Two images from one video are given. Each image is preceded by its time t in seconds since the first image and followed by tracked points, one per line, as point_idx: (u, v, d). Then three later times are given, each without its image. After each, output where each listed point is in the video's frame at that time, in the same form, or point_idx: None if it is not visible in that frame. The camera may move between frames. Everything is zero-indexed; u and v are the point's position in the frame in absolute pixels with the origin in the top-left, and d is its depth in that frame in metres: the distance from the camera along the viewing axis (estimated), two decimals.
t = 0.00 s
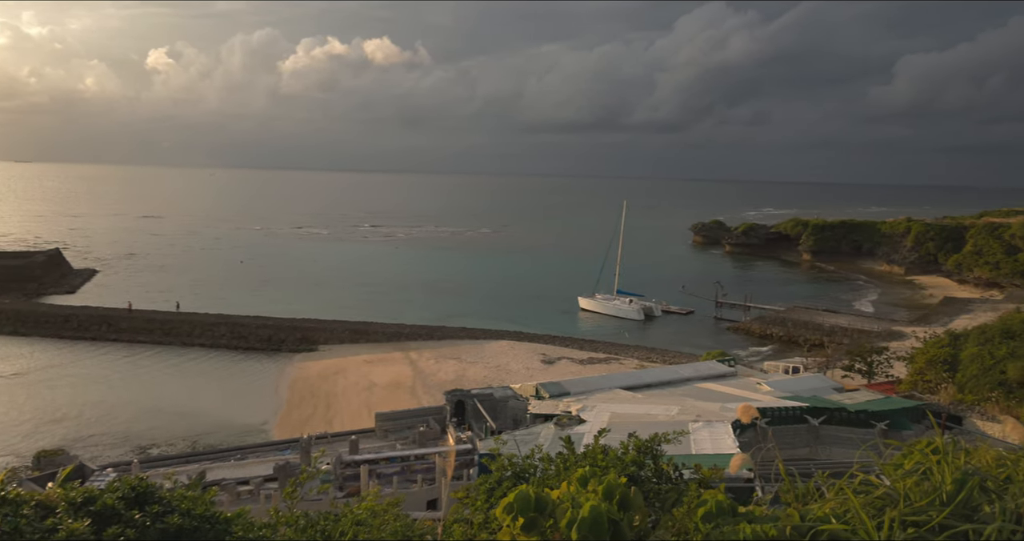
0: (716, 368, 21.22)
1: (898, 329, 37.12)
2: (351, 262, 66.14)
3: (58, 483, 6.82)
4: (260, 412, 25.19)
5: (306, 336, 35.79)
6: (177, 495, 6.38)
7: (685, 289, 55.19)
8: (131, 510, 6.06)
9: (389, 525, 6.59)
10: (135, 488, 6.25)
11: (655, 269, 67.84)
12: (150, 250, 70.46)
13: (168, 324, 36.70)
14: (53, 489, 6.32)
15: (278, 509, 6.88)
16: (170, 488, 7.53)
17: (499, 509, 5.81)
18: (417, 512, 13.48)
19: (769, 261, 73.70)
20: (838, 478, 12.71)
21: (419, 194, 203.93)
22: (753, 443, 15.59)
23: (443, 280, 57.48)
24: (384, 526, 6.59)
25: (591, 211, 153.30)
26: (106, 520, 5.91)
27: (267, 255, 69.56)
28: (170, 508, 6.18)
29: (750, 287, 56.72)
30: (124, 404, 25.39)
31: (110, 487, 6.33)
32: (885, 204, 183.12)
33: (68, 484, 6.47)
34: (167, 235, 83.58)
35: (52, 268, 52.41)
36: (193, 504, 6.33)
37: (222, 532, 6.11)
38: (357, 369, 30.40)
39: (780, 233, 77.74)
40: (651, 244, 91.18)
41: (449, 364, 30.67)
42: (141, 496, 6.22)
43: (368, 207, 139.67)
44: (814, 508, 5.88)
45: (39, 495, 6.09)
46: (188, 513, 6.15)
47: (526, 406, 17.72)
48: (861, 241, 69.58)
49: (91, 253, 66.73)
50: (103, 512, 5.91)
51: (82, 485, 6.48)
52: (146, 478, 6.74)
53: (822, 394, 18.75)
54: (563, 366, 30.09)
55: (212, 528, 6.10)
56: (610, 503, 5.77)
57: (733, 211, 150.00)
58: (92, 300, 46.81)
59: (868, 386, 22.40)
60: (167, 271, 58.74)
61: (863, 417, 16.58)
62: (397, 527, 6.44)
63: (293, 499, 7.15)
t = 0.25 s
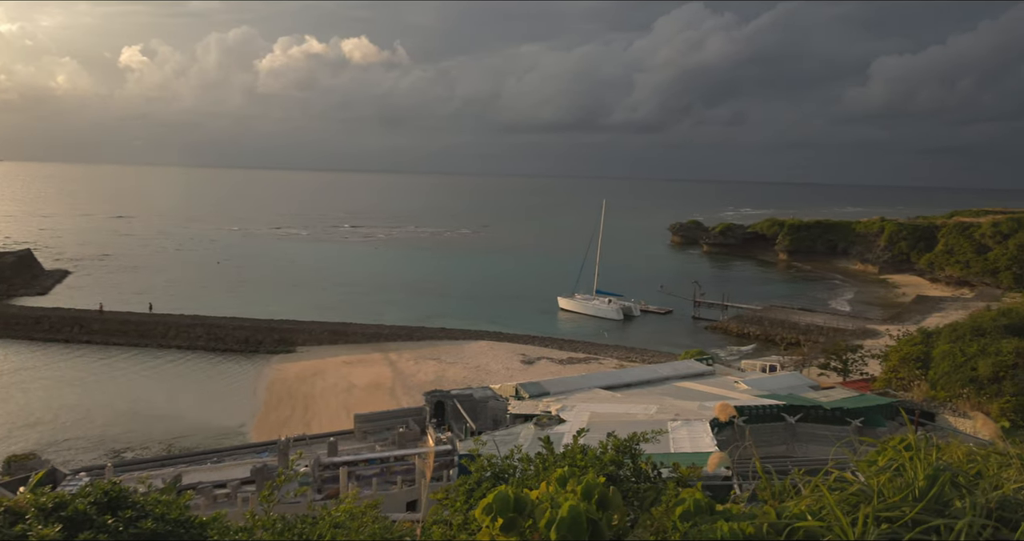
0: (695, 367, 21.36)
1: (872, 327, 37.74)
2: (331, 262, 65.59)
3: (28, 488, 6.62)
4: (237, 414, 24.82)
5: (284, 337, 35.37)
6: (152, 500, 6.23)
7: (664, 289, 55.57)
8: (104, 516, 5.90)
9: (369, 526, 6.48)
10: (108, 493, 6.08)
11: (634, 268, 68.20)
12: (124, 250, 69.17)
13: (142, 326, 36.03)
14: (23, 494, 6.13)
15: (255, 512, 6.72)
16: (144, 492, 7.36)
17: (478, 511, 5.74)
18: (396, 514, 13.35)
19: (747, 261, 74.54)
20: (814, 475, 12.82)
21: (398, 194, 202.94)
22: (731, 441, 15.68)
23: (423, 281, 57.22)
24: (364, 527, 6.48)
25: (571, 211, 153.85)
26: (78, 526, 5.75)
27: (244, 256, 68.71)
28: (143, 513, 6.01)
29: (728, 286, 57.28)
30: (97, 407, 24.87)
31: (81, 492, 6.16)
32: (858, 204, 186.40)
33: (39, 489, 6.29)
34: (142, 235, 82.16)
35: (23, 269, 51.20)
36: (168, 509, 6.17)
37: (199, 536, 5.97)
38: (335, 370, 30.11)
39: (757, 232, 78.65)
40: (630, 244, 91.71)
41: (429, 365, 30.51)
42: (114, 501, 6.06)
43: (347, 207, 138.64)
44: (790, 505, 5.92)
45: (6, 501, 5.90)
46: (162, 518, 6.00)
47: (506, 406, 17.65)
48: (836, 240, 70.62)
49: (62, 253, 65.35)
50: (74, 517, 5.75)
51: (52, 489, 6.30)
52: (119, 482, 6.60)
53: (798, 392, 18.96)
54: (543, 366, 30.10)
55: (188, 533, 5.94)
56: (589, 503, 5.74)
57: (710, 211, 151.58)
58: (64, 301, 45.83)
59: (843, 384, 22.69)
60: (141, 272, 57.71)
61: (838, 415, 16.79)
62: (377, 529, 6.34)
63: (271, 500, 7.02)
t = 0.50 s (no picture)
0: (679, 368, 21.42)
1: (853, 329, 38.15)
2: (314, 266, 65.13)
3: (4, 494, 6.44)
4: (219, 419, 24.47)
5: (267, 340, 34.99)
6: (132, 506, 6.06)
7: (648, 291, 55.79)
8: (82, 523, 5.74)
9: (354, 531, 6.35)
10: (86, 500, 5.92)
11: (618, 271, 68.45)
12: (103, 254, 68.12)
13: (122, 330, 35.46)
14: None
15: (238, 518, 6.56)
16: (124, 497, 7.19)
17: (463, 515, 5.65)
18: (380, 518, 13.20)
19: (730, 263, 75.12)
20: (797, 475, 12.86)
21: (382, 197, 202.07)
22: (715, 442, 15.70)
23: (407, 284, 56.96)
24: (349, 532, 6.35)
25: (556, 214, 154.15)
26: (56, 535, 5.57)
27: (226, 259, 67.98)
28: (123, 519, 5.85)
29: (712, 288, 57.62)
30: (76, 412, 24.40)
31: (59, 499, 5.99)
32: (839, 207, 188.68)
33: (16, 495, 6.11)
34: (121, 239, 81.08)
35: None
36: (148, 515, 6.00)
37: None
38: (319, 374, 29.83)
39: (739, 235, 79.30)
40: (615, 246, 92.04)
41: (413, 368, 30.34)
42: (93, 508, 5.90)
43: (331, 210, 137.76)
44: (773, 506, 5.90)
45: None
46: (143, 525, 5.84)
47: (491, 409, 17.56)
48: (817, 242, 71.38)
49: (39, 257, 64.20)
50: (52, 525, 5.58)
51: (29, 496, 6.12)
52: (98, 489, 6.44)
53: (781, 393, 19.08)
54: (528, 369, 30.05)
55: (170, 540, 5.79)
56: (574, 505, 5.68)
57: (693, 213, 152.58)
58: (42, 305, 45.00)
59: (825, 385, 22.88)
60: (121, 276, 56.90)
61: (821, 415, 16.90)
62: (363, 533, 6.22)
63: (255, 505, 6.88)
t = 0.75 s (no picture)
0: (674, 373, 21.45)
1: (847, 332, 38.28)
2: (309, 271, 64.97)
3: None
4: (213, 425, 24.35)
5: (261, 346, 34.85)
6: (125, 513, 6.02)
7: (642, 296, 55.85)
8: (75, 532, 5.69)
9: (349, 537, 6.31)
10: (79, 508, 5.88)
11: (613, 275, 68.53)
12: (95, 260, 67.73)
13: (115, 336, 35.26)
14: None
15: (232, 525, 6.52)
16: (116, 504, 7.16)
17: (457, 520, 5.62)
18: (374, 524, 13.14)
19: (724, 267, 75.33)
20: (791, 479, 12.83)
21: (377, 202, 201.88)
22: (710, 447, 15.66)
23: (402, 288, 56.89)
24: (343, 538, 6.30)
25: (550, 219, 154.37)
26: None
27: (220, 265, 67.76)
28: (115, 528, 5.78)
29: (706, 292, 57.75)
30: (69, 419, 24.26)
31: (51, 507, 5.95)
32: (832, 211, 189.64)
33: (6, 504, 6.04)
34: (114, 244, 80.67)
35: None
36: (141, 522, 5.94)
37: None
38: (313, 379, 29.72)
39: (733, 239, 79.54)
40: (609, 251, 92.21)
41: (408, 373, 30.26)
42: (86, 516, 5.86)
43: (325, 215, 137.57)
44: (768, 510, 5.91)
45: None
46: (136, 533, 5.76)
47: (485, 414, 17.56)
48: (811, 246, 71.62)
49: (31, 263, 63.78)
50: (42, 534, 5.53)
51: (19, 504, 6.06)
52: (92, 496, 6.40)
53: (775, 397, 19.13)
54: (523, 374, 30.03)
55: None
56: (569, 511, 5.67)
57: (687, 218, 152.92)
58: (34, 311, 44.70)
59: (819, 389, 22.92)
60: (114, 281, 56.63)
61: (815, 419, 16.96)
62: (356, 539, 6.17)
63: (248, 512, 6.84)
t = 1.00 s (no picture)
0: (668, 379, 21.45)
1: (840, 337, 38.43)
2: (302, 277, 64.77)
3: None
4: (205, 432, 24.19)
5: (254, 353, 34.65)
6: (115, 522, 5.96)
7: (636, 301, 55.92)
8: None
9: None
10: (69, 517, 5.81)
11: (606, 281, 68.64)
12: (87, 266, 67.27)
13: (107, 343, 35.01)
14: None
15: (223, 534, 6.46)
16: (107, 513, 7.08)
17: (450, 527, 5.61)
18: (368, 532, 13.08)
19: (717, 273, 75.57)
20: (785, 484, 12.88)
21: (370, 208, 201.68)
22: (704, 452, 15.69)
23: (396, 295, 56.78)
24: None
25: (544, 225, 154.48)
26: None
27: (212, 271, 67.41)
28: (104, 536, 5.71)
29: (699, 298, 57.88)
30: (59, 426, 24.07)
31: (41, 516, 5.89)
32: (824, 217, 190.57)
33: None
34: (105, 251, 80.18)
35: None
36: (131, 530, 5.88)
37: None
38: (307, 386, 29.58)
39: (726, 244, 79.85)
40: (603, 257, 92.34)
41: (401, 380, 30.17)
42: (76, 525, 5.79)
43: (319, 221, 137.18)
44: (762, 515, 5.90)
45: None
46: None
47: (479, 420, 17.52)
48: (803, 252, 71.95)
49: (21, 270, 63.26)
50: None
51: (8, 514, 5.99)
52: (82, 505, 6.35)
53: (769, 403, 19.15)
54: (516, 380, 29.98)
55: None
56: (562, 518, 5.65)
57: (680, 224, 153.34)
58: (24, 318, 44.32)
59: (812, 394, 22.97)
60: (106, 288, 56.25)
61: (808, 424, 17.00)
62: None
63: (241, 520, 6.78)
